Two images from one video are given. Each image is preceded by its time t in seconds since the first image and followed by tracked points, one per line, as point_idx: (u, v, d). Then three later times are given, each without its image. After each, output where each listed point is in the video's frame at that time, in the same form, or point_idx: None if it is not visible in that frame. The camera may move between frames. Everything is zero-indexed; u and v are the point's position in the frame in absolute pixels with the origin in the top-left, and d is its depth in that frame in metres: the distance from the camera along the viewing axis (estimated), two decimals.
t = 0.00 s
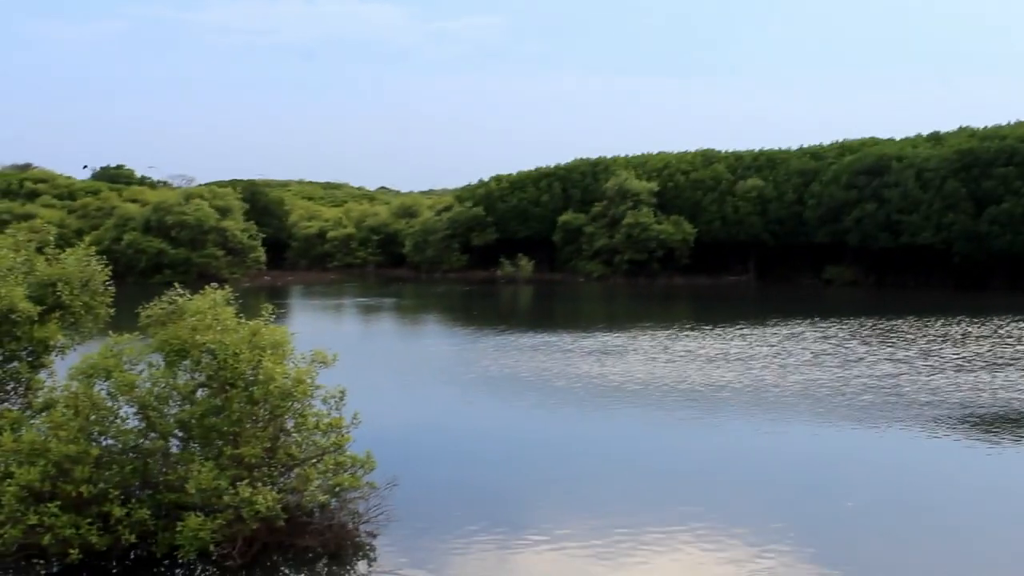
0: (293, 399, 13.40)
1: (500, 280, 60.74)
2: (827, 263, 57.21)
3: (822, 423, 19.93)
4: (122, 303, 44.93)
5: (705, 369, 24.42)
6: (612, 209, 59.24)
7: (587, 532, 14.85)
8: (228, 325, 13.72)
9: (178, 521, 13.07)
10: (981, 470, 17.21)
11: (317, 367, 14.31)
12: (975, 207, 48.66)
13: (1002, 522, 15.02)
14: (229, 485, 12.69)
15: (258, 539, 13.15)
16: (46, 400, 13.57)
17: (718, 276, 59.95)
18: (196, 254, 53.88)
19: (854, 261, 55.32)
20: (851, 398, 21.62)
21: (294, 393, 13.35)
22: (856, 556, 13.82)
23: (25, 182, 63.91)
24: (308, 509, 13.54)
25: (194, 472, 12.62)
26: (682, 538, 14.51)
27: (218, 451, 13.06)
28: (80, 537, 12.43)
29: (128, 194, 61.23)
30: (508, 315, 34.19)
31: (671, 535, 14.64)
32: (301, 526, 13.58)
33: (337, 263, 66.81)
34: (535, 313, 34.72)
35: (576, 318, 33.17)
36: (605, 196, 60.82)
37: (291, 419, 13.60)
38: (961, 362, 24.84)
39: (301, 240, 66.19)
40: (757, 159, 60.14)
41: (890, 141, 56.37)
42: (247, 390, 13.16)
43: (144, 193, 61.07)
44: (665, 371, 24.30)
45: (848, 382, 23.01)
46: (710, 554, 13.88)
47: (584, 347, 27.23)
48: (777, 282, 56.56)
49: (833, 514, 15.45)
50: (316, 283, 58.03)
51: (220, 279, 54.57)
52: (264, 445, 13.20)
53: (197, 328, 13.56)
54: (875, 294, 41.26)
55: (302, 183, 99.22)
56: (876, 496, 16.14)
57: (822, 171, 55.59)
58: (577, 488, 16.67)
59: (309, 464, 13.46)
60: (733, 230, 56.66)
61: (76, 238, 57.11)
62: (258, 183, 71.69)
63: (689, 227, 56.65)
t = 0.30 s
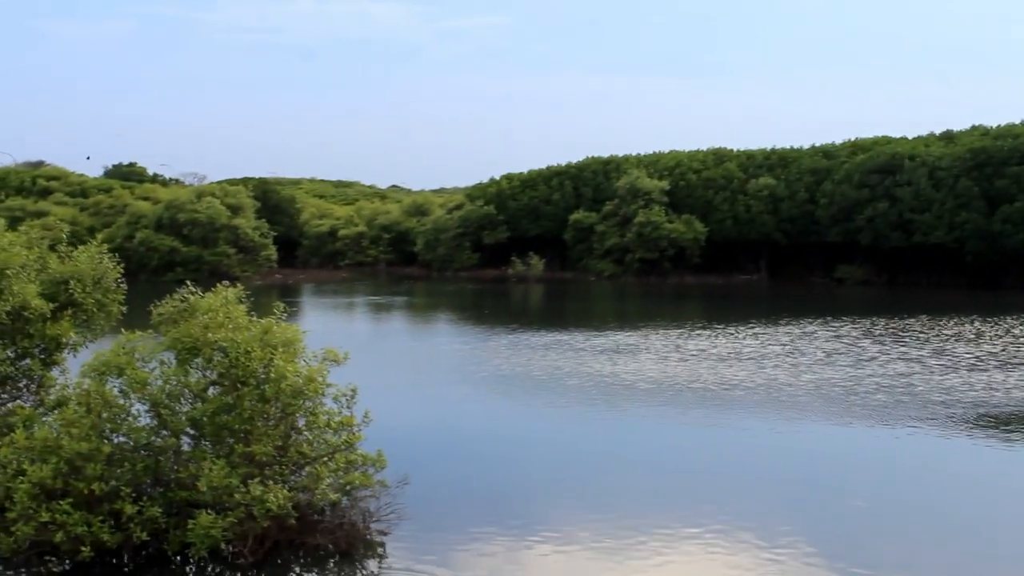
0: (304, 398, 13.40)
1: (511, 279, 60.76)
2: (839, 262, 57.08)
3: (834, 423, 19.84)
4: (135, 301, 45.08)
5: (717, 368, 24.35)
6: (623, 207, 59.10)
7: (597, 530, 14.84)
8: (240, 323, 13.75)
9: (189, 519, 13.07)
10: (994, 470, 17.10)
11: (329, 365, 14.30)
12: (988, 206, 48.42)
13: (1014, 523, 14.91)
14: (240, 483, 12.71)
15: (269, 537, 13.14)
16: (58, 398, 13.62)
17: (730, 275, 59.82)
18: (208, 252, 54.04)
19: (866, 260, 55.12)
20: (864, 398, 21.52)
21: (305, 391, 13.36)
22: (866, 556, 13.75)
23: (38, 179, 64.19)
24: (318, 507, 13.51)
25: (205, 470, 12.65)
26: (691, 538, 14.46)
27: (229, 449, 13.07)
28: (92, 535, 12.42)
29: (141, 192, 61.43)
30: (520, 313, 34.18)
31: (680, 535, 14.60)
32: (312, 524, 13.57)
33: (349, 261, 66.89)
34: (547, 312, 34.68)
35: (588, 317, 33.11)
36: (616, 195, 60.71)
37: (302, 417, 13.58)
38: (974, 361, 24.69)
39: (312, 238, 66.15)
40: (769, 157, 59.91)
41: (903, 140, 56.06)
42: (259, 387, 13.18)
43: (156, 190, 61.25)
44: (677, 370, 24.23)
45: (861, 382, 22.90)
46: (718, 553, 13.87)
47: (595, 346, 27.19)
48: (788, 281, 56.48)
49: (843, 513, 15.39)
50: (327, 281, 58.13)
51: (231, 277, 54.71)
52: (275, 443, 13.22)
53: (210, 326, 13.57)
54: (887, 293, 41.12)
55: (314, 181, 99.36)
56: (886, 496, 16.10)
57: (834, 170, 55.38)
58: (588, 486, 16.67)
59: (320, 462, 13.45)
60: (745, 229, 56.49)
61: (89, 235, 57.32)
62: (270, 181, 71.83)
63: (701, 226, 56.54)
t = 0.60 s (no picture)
0: (314, 403, 13.44)
1: (520, 284, 60.80)
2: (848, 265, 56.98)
3: (845, 427, 19.77)
4: (145, 307, 45.16)
5: (726, 372, 24.29)
6: (631, 211, 59.06)
7: (606, 533, 14.86)
8: (249, 328, 13.79)
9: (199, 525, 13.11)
10: (1006, 474, 17.01)
11: (339, 371, 14.26)
12: (998, 208, 48.34)
13: None
14: (250, 489, 12.80)
15: (280, 543, 13.16)
16: (68, 404, 13.81)
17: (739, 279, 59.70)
18: (217, 258, 54.23)
19: (875, 263, 54.98)
20: (875, 401, 21.44)
21: (315, 397, 13.41)
22: (875, 560, 13.72)
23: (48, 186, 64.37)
24: (329, 513, 13.48)
25: (215, 476, 12.73)
26: (699, 542, 14.43)
27: (239, 455, 13.02)
28: (103, 542, 12.52)
29: (150, 198, 61.58)
30: (529, 318, 34.17)
31: (689, 539, 14.56)
32: (323, 529, 13.52)
33: (358, 266, 66.88)
34: (555, 317, 34.67)
35: (597, 321, 33.07)
36: (625, 199, 60.66)
37: (312, 422, 13.48)
38: (986, 364, 24.57)
39: (322, 243, 66.25)
40: (777, 161, 59.84)
41: (911, 142, 55.96)
42: (269, 393, 13.18)
43: (165, 196, 61.39)
44: (687, 374, 24.20)
45: (871, 385, 22.82)
46: (727, 556, 13.87)
47: (605, 350, 27.17)
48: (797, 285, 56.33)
49: (851, 516, 15.37)
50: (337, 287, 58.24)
51: (240, 282, 54.83)
52: (284, 449, 13.13)
53: (219, 332, 13.55)
54: (897, 297, 41.01)
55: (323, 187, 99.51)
56: (896, 499, 16.06)
57: (843, 173, 55.31)
58: (597, 490, 16.66)
59: (330, 468, 13.41)
60: (753, 233, 56.35)
61: (98, 242, 57.45)
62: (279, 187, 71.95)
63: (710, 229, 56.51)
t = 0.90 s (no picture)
0: (322, 408, 13.41)
1: (528, 289, 60.80)
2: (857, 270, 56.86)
3: (855, 432, 19.71)
4: (153, 312, 45.22)
5: (736, 377, 24.22)
6: (639, 217, 59.03)
7: (611, 538, 14.85)
8: (257, 334, 13.74)
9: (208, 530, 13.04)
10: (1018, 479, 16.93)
11: (347, 376, 14.30)
12: (1007, 213, 48.31)
13: None
14: (258, 494, 12.73)
15: (288, 548, 13.13)
16: (77, 409, 13.80)
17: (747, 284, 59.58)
18: (225, 263, 54.17)
19: (884, 268, 54.85)
20: (885, 406, 21.37)
21: (323, 402, 13.39)
22: (887, 566, 13.64)
23: (57, 192, 64.57)
24: (337, 518, 13.51)
25: (223, 481, 12.65)
26: (708, 548, 14.37)
27: (247, 460, 13.07)
28: (111, 546, 12.42)
29: (158, 204, 61.74)
30: (537, 324, 34.10)
31: (698, 544, 14.50)
32: (331, 535, 13.54)
33: (366, 271, 66.93)
34: (562, 322, 34.65)
35: (605, 326, 33.04)
36: (633, 204, 60.63)
37: (320, 428, 13.59)
38: (995, 369, 24.48)
39: (329, 249, 66.30)
40: (785, 166, 59.80)
41: (919, 147, 55.91)
42: (277, 399, 13.20)
43: (173, 202, 61.54)
44: (696, 379, 24.15)
45: (881, 390, 22.74)
46: (732, 561, 13.84)
47: (615, 356, 27.12)
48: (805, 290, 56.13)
49: (859, 521, 15.30)
50: (345, 292, 58.27)
51: (248, 288, 54.83)
52: (293, 454, 13.20)
53: (227, 338, 13.52)
54: (906, 301, 40.86)
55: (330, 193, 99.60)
56: (905, 504, 15.99)
57: (851, 178, 55.26)
58: (606, 496, 16.61)
59: (339, 473, 13.43)
60: (761, 238, 56.19)
61: (107, 247, 57.56)
62: (286, 193, 72.09)
63: (718, 234, 56.47)
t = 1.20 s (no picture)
0: (332, 410, 13.37)
1: (538, 292, 60.83)
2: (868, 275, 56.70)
3: (866, 437, 19.64)
4: (164, 314, 45.34)
5: (747, 382, 24.17)
6: (650, 220, 58.95)
7: (618, 542, 14.85)
8: (268, 336, 13.75)
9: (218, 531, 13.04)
10: None
11: (356, 379, 14.30)
12: (1018, 218, 48.26)
13: None
14: (268, 496, 12.73)
15: (298, 550, 13.13)
16: (88, 410, 13.81)
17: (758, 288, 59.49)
18: (235, 265, 54.17)
19: (895, 273, 54.70)
20: (896, 412, 21.30)
21: (333, 404, 13.36)
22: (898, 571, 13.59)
23: (68, 193, 64.85)
24: (346, 520, 13.53)
25: (233, 483, 12.65)
26: (717, 551, 14.35)
27: (257, 461, 13.06)
28: (121, 546, 12.41)
29: (170, 205, 61.94)
30: (547, 327, 34.09)
31: (707, 548, 14.47)
32: (340, 536, 13.56)
33: (376, 274, 67.04)
34: (572, 326, 34.63)
35: (615, 330, 33.04)
36: (643, 208, 60.55)
37: (329, 430, 13.58)
38: (1008, 375, 24.38)
39: (340, 251, 66.40)
40: (796, 170, 59.68)
41: (931, 152, 55.73)
42: (287, 401, 13.21)
43: (184, 204, 61.72)
44: (706, 383, 24.12)
45: (892, 395, 22.66)
46: (740, 565, 13.81)
47: (626, 359, 27.11)
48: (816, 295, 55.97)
49: (868, 526, 15.26)
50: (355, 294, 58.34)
51: (259, 289, 54.91)
52: (303, 456, 13.20)
53: (237, 339, 13.56)
54: (917, 307, 40.69)
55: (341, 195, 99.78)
56: (914, 509, 15.94)
57: (862, 183, 55.10)
58: (617, 500, 16.57)
59: (348, 475, 13.46)
60: (771, 242, 56.06)
61: (118, 248, 57.74)
62: (297, 195, 72.25)
63: (728, 238, 56.38)
